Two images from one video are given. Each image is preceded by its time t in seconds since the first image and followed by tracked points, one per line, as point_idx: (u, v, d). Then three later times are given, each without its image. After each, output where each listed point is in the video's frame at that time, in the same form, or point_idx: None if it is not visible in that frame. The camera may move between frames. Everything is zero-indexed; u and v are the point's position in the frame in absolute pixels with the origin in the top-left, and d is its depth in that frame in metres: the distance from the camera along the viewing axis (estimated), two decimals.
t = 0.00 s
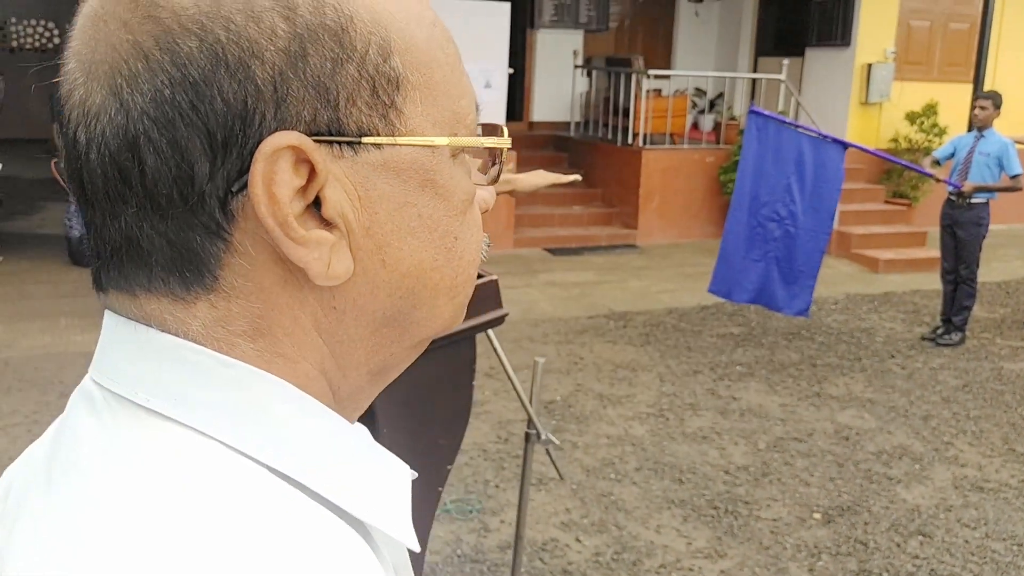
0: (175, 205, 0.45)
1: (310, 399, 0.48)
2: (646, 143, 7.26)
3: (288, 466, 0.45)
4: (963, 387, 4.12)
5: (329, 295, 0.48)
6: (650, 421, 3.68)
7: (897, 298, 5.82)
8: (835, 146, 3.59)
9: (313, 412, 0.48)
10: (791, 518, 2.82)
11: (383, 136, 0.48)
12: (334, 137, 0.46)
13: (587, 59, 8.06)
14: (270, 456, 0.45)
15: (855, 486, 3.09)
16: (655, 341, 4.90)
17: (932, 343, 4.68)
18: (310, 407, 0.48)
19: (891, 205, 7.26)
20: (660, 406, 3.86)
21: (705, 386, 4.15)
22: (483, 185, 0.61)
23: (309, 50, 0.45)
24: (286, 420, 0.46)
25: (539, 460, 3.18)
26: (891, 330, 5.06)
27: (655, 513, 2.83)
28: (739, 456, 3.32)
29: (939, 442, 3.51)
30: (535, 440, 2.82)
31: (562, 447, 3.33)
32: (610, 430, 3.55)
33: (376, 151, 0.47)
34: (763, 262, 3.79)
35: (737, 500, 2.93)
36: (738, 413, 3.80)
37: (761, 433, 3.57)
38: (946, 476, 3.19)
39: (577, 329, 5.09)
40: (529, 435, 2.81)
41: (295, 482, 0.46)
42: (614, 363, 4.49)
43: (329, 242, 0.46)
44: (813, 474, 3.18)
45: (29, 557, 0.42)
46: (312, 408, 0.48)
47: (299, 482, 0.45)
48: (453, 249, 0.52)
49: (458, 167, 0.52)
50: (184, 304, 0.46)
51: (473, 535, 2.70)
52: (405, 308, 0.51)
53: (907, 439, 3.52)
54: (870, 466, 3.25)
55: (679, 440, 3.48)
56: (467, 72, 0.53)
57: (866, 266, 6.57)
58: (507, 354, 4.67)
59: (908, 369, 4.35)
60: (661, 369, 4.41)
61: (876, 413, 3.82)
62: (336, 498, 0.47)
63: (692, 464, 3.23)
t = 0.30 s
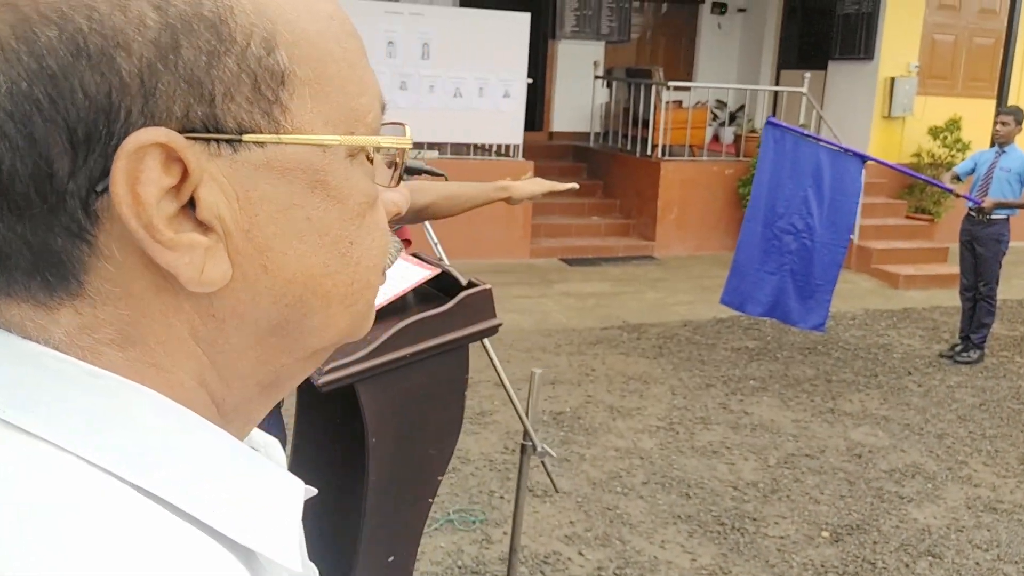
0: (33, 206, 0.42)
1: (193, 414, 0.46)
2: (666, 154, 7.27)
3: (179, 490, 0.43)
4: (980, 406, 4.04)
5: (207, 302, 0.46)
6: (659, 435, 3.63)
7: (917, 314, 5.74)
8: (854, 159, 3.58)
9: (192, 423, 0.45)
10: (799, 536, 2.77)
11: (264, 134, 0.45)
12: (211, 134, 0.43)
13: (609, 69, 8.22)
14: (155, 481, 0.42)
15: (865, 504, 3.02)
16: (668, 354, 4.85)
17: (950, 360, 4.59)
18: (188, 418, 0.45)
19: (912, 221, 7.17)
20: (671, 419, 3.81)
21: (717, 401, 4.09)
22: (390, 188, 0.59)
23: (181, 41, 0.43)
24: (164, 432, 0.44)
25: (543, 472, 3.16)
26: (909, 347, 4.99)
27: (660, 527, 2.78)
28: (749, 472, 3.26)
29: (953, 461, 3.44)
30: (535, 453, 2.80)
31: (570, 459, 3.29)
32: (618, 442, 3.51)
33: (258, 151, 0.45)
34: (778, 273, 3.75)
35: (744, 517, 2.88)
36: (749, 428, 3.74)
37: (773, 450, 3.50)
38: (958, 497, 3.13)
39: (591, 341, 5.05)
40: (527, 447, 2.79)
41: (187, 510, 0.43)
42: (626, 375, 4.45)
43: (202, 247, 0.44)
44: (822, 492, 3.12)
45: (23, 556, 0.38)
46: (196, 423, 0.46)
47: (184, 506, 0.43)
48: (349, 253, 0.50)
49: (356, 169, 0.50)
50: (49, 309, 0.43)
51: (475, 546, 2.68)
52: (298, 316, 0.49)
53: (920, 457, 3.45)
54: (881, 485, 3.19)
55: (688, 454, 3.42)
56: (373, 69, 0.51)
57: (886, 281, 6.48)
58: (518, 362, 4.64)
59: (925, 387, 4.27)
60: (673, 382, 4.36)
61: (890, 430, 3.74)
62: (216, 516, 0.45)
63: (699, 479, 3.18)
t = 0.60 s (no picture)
0: None
1: (87, 450, 0.48)
2: (700, 171, 8.78)
3: (81, 543, 0.47)
4: (1016, 432, 4.31)
5: (101, 336, 0.47)
6: (687, 456, 4.02)
7: (956, 337, 5.68)
8: (888, 184, 4.37)
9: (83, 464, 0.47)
10: (826, 562, 3.10)
11: (162, 161, 0.45)
12: (104, 162, 0.43)
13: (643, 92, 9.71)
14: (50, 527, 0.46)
15: (894, 532, 3.32)
16: (698, 375, 5.30)
17: (990, 385, 4.84)
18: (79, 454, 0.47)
19: (953, 242, 7.08)
20: (699, 441, 4.20)
21: (747, 423, 4.47)
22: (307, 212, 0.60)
23: (66, 68, 0.43)
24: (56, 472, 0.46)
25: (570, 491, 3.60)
26: (947, 372, 5.02)
27: (685, 548, 3.15)
28: (776, 496, 3.62)
29: (984, 488, 3.74)
30: (547, 476, 2.83)
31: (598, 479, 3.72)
32: (644, 462, 3.94)
33: (153, 178, 0.45)
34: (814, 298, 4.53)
35: (769, 539, 3.22)
36: (778, 451, 4.11)
37: (803, 475, 3.86)
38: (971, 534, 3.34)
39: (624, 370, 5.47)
40: (539, 471, 2.82)
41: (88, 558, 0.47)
42: (654, 397, 4.89)
43: (90, 279, 0.44)
44: (846, 516, 3.47)
45: (20, 557, 0.44)
46: (94, 463, 0.48)
47: (80, 549, 0.47)
48: (261, 283, 0.51)
49: (266, 197, 0.51)
50: None
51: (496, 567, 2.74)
52: (206, 352, 0.50)
53: (950, 482, 3.75)
54: (911, 512, 3.50)
55: (715, 476, 3.80)
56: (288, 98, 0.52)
57: (926, 303, 6.38)
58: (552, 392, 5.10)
59: (961, 412, 4.54)
60: (703, 405, 4.75)
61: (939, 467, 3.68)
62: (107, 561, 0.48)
63: (727, 502, 3.54)
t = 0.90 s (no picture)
0: None
1: (61, 472, 0.68)
2: (759, 190, 8.94)
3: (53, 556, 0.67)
4: None
5: (86, 355, 0.67)
6: (741, 480, 4.82)
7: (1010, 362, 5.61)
8: (951, 208, 5.38)
9: (49, 481, 0.67)
10: None
11: (144, 179, 0.64)
12: (82, 179, 0.62)
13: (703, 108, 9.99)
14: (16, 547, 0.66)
15: (951, 558, 4.06)
16: (755, 396, 6.16)
17: None
18: (50, 473, 0.68)
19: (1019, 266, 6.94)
20: (755, 465, 5.03)
21: (806, 447, 5.34)
22: (295, 230, 0.80)
23: (47, 82, 0.61)
24: (25, 488, 0.66)
25: (620, 516, 4.33)
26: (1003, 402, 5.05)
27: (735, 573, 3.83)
28: (832, 523, 4.37)
29: None
30: (589, 497, 2.91)
31: (649, 502, 4.49)
32: (698, 486, 4.71)
33: (135, 193, 0.64)
34: (875, 323, 5.64)
35: (822, 564, 3.94)
36: (836, 477, 4.94)
37: (862, 500, 4.65)
38: (1003, 545, 4.19)
39: (667, 414, 5.76)
40: (581, 492, 2.91)
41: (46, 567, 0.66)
42: (709, 418, 5.74)
43: (69, 295, 0.62)
44: (899, 540, 4.21)
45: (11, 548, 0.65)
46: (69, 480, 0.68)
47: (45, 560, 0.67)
48: (243, 301, 0.72)
49: (253, 212, 0.72)
50: None
51: None
52: (186, 366, 0.70)
53: (982, 510, 4.57)
54: (973, 541, 4.23)
55: (770, 501, 4.58)
56: (271, 117, 0.73)
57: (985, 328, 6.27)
58: (604, 426, 5.49)
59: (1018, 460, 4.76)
60: (759, 427, 5.62)
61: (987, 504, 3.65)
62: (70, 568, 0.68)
63: (782, 528, 4.28)
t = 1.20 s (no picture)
0: None
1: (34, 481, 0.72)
2: (794, 204, 8.84)
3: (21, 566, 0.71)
4: None
5: (60, 363, 0.70)
6: (772, 497, 4.75)
7: None
8: (987, 221, 5.23)
9: (19, 489, 0.71)
10: None
11: (121, 183, 0.67)
12: (57, 183, 0.64)
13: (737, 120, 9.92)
14: None
15: None
16: (788, 413, 6.08)
17: None
18: (24, 482, 0.71)
19: None
20: (786, 482, 4.96)
21: (839, 465, 5.26)
22: (278, 235, 0.83)
23: (23, 85, 0.64)
24: None
25: (647, 532, 4.29)
26: None
27: None
28: (865, 542, 4.28)
29: None
30: (611, 511, 2.90)
31: (677, 519, 4.44)
32: (728, 503, 4.65)
33: (110, 199, 0.67)
34: (911, 341, 5.55)
35: None
36: (869, 495, 4.85)
37: (896, 519, 4.55)
38: None
39: (697, 430, 5.70)
40: (603, 505, 2.90)
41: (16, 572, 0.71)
42: (740, 434, 5.67)
43: (42, 300, 0.65)
44: (935, 561, 4.12)
45: None
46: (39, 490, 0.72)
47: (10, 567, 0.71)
48: (221, 308, 0.74)
49: (233, 217, 0.75)
50: None
51: None
52: (162, 373, 0.73)
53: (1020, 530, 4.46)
54: (1012, 563, 4.12)
55: (801, 519, 4.50)
56: (252, 124, 0.75)
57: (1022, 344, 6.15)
58: (633, 442, 5.44)
59: None
60: (792, 444, 5.54)
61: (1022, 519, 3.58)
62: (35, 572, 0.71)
63: (813, 547, 4.20)
